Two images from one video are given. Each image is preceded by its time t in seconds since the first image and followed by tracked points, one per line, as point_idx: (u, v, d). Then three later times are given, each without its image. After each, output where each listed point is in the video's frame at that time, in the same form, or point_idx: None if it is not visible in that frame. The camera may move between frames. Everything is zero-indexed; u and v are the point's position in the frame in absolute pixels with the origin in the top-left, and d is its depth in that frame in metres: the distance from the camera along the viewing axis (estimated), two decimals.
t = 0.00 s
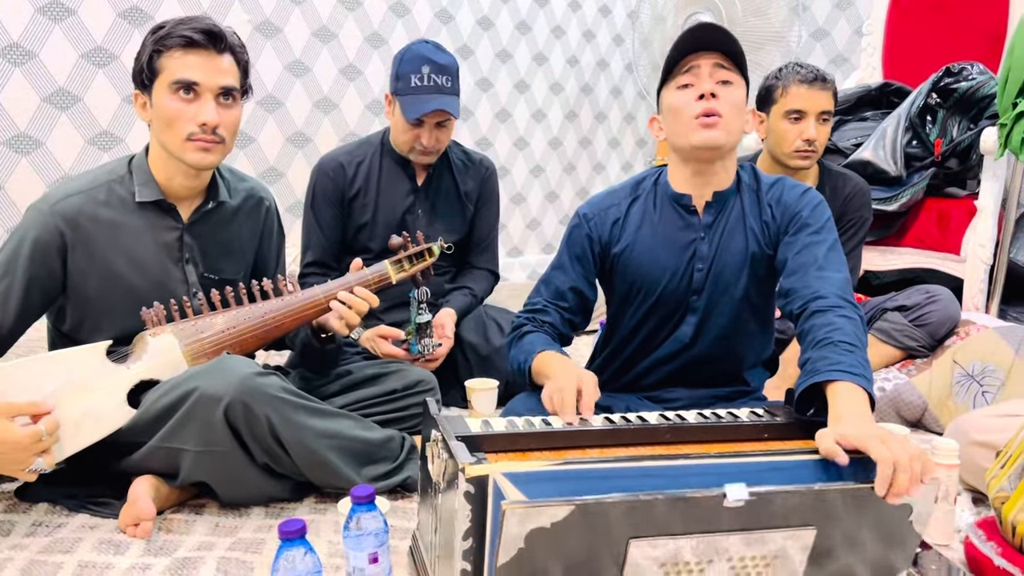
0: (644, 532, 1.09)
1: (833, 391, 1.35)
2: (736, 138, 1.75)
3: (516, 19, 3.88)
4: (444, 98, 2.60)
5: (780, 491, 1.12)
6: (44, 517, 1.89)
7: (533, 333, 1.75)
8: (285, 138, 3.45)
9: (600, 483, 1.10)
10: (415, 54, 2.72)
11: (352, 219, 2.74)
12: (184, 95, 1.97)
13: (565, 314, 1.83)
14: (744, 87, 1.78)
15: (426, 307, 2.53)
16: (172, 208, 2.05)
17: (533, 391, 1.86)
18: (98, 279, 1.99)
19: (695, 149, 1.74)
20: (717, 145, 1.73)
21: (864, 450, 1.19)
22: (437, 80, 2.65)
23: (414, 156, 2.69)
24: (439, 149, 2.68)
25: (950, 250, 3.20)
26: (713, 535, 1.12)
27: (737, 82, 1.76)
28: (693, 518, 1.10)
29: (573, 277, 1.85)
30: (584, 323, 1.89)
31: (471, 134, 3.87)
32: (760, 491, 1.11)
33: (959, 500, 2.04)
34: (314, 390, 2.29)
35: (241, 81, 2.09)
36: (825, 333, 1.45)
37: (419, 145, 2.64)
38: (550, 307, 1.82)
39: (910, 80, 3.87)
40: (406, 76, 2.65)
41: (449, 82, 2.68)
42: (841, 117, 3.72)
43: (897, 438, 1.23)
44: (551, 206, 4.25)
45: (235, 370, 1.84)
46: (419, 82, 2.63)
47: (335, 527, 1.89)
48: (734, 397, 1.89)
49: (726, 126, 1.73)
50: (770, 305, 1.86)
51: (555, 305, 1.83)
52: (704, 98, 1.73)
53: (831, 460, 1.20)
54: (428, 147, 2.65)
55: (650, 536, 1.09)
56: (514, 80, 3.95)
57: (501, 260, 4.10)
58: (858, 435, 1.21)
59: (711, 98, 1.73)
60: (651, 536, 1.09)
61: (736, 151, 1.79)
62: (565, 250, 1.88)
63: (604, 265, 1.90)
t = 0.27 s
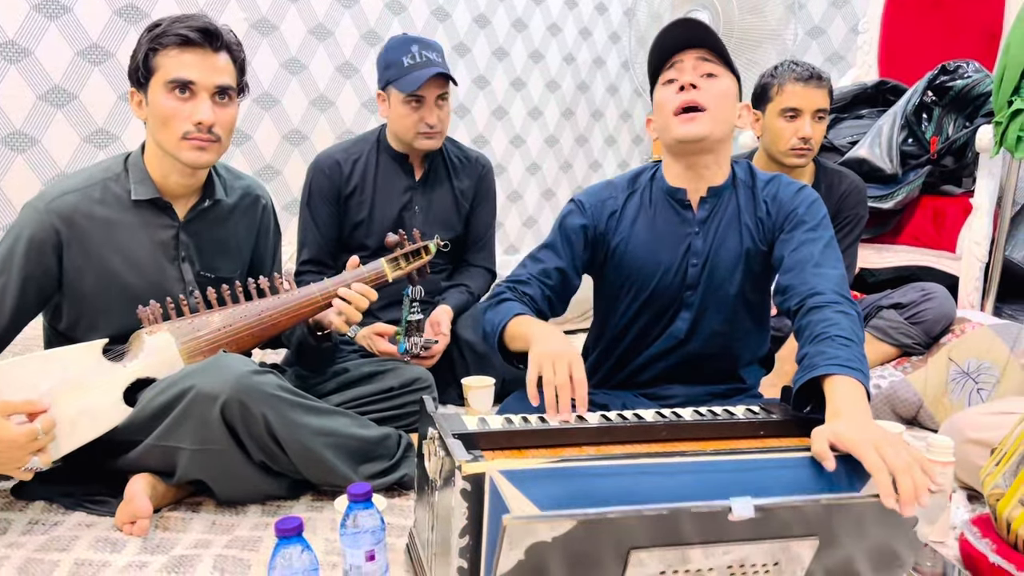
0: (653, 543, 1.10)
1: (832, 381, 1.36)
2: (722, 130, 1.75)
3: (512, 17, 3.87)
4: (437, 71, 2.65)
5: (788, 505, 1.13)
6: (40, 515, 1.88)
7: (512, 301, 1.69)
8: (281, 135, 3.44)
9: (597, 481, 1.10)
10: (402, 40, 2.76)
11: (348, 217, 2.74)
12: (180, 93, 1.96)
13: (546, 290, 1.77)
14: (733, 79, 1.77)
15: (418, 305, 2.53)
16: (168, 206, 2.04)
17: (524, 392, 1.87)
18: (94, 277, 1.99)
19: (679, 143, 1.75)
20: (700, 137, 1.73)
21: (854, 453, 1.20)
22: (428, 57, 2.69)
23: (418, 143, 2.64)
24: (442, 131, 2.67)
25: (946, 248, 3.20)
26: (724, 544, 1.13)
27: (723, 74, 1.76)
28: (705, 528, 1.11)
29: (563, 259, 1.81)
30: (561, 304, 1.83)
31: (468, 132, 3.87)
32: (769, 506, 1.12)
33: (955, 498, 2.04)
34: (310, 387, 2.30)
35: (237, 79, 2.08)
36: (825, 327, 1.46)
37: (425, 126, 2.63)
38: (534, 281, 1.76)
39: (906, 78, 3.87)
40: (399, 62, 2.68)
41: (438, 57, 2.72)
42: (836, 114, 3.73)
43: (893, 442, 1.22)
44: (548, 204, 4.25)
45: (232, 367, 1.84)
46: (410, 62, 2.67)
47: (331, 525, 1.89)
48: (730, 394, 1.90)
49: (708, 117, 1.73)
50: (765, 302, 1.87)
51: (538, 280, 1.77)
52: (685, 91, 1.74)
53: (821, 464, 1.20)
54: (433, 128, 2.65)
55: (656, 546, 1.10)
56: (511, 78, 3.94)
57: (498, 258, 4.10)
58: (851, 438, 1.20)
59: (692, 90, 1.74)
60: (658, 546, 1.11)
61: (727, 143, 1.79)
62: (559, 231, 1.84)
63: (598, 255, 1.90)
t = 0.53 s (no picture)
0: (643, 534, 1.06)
1: (826, 382, 1.36)
2: (725, 122, 1.75)
3: (509, 15, 3.87)
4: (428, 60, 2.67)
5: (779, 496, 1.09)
6: (36, 513, 1.88)
7: (509, 301, 1.69)
8: (278, 133, 3.44)
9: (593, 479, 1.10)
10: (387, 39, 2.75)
11: (345, 214, 2.74)
12: (175, 91, 1.96)
13: (545, 285, 1.78)
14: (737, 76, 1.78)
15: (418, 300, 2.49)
16: (163, 204, 2.04)
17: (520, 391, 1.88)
18: (89, 274, 1.98)
19: (682, 130, 1.74)
20: (705, 126, 1.72)
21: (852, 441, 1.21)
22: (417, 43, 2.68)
23: (415, 130, 2.63)
24: (437, 115, 2.67)
25: (942, 246, 3.21)
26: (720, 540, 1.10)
27: (727, 71, 1.76)
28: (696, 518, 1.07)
29: (561, 253, 1.82)
30: (560, 302, 1.83)
31: (465, 129, 3.86)
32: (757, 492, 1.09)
33: (950, 495, 2.05)
34: (306, 386, 2.30)
35: (233, 77, 2.08)
36: (816, 326, 1.46)
37: (419, 112, 2.63)
38: (533, 277, 1.77)
39: (903, 75, 3.88)
40: (389, 52, 2.69)
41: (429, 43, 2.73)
42: (833, 112, 3.73)
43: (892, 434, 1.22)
44: (545, 201, 4.25)
45: (228, 365, 1.84)
46: (401, 50, 2.67)
47: (328, 523, 1.89)
48: (727, 391, 1.90)
49: (712, 108, 1.72)
50: (761, 300, 1.87)
51: (538, 275, 1.78)
52: (691, 82, 1.74)
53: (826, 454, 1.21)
54: (427, 113, 2.64)
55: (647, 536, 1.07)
56: (508, 76, 3.94)
57: (495, 256, 4.09)
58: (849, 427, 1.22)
59: (698, 81, 1.74)
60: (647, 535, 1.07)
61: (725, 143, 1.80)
62: (554, 227, 1.85)
63: (595, 250, 1.90)
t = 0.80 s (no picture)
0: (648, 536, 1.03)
1: (825, 382, 1.36)
2: (727, 123, 1.75)
3: (506, 12, 3.86)
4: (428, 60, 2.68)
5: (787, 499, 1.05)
6: (33, 511, 1.88)
7: (511, 315, 1.71)
8: (274, 130, 3.43)
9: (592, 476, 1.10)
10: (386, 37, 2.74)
11: (345, 211, 2.74)
12: (173, 89, 1.95)
13: (546, 292, 1.80)
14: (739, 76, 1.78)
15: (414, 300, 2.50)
16: (160, 201, 2.03)
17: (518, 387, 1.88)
18: (86, 272, 1.97)
19: (684, 130, 1.75)
20: (707, 126, 1.73)
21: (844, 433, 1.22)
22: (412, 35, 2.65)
23: (412, 121, 2.63)
24: (433, 105, 2.66)
25: (939, 243, 3.22)
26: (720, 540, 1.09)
27: (729, 69, 1.77)
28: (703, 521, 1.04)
29: (559, 256, 1.83)
30: (561, 304, 1.86)
31: (462, 127, 3.86)
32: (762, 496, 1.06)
33: (947, 492, 2.05)
34: (304, 384, 2.29)
35: (230, 75, 2.07)
36: (814, 326, 1.46)
37: (415, 102, 2.62)
38: (534, 285, 1.78)
39: (901, 73, 3.88)
40: (387, 45, 2.69)
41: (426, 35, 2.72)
42: (831, 110, 3.73)
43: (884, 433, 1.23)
44: (542, 199, 4.25)
45: (226, 363, 1.84)
46: (398, 43, 2.66)
47: (326, 520, 1.89)
48: (724, 389, 1.90)
49: (716, 108, 1.73)
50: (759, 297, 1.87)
51: (538, 283, 1.79)
52: (695, 79, 1.74)
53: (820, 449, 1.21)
54: (423, 103, 2.64)
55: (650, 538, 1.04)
56: (505, 73, 3.94)
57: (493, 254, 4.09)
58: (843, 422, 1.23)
59: (703, 79, 1.74)
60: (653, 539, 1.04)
61: (724, 144, 1.80)
62: (554, 230, 1.86)
63: (592, 249, 1.90)
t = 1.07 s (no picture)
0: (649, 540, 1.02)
1: (825, 372, 1.36)
2: (723, 123, 1.75)
3: (504, 9, 3.86)
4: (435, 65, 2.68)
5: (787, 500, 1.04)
6: (30, 510, 1.87)
7: (511, 311, 1.71)
8: (272, 128, 3.42)
9: (590, 475, 1.09)
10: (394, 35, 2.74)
11: (348, 209, 2.74)
12: (174, 87, 1.95)
13: (546, 290, 1.80)
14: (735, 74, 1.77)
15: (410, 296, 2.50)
16: (158, 199, 2.03)
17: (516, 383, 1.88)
18: (83, 269, 1.97)
19: (682, 130, 1.74)
20: (704, 127, 1.73)
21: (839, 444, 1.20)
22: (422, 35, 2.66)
23: (417, 117, 2.63)
24: (439, 102, 2.66)
25: (937, 241, 3.24)
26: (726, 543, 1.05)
27: (727, 68, 1.76)
28: (702, 522, 1.03)
29: (559, 255, 1.83)
30: (562, 302, 1.86)
31: (460, 124, 3.86)
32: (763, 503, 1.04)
33: (945, 489, 2.05)
34: (301, 381, 2.29)
35: (231, 73, 2.07)
36: (815, 317, 1.46)
37: (419, 98, 2.62)
38: (533, 283, 1.79)
39: (899, 70, 3.88)
40: (392, 41, 2.68)
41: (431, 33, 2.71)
42: (829, 107, 3.73)
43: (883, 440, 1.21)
44: (540, 196, 4.25)
45: (223, 361, 1.83)
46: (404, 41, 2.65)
47: (323, 518, 1.89)
48: (722, 386, 1.90)
49: (713, 109, 1.73)
50: (756, 295, 1.87)
51: (538, 281, 1.80)
52: (691, 81, 1.73)
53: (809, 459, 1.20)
54: (428, 99, 2.64)
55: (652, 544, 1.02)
56: (503, 70, 3.93)
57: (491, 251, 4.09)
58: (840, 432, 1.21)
59: (698, 81, 1.73)
60: (653, 545, 1.02)
61: (723, 138, 1.80)
62: (554, 228, 1.86)
63: (591, 247, 1.90)
